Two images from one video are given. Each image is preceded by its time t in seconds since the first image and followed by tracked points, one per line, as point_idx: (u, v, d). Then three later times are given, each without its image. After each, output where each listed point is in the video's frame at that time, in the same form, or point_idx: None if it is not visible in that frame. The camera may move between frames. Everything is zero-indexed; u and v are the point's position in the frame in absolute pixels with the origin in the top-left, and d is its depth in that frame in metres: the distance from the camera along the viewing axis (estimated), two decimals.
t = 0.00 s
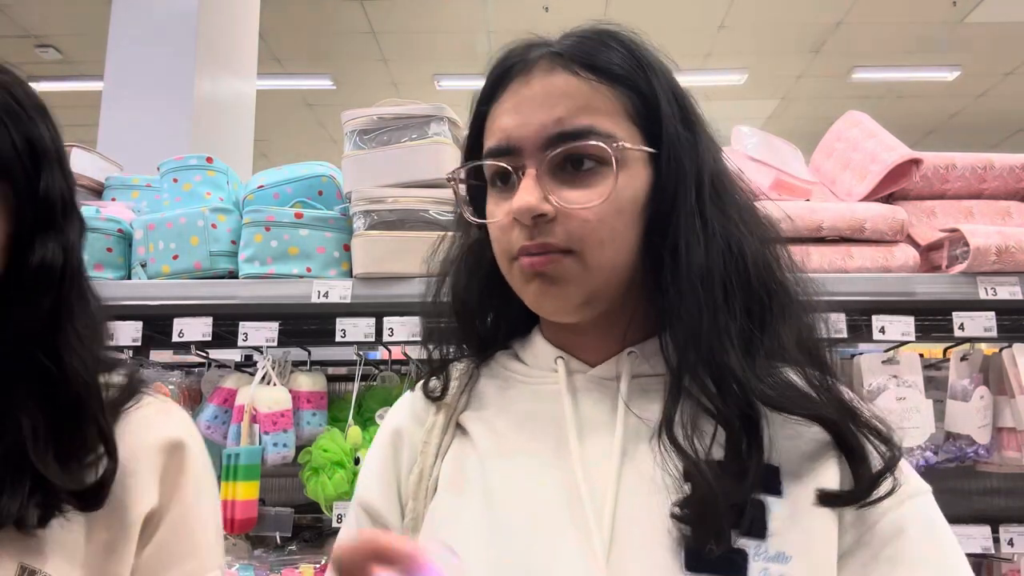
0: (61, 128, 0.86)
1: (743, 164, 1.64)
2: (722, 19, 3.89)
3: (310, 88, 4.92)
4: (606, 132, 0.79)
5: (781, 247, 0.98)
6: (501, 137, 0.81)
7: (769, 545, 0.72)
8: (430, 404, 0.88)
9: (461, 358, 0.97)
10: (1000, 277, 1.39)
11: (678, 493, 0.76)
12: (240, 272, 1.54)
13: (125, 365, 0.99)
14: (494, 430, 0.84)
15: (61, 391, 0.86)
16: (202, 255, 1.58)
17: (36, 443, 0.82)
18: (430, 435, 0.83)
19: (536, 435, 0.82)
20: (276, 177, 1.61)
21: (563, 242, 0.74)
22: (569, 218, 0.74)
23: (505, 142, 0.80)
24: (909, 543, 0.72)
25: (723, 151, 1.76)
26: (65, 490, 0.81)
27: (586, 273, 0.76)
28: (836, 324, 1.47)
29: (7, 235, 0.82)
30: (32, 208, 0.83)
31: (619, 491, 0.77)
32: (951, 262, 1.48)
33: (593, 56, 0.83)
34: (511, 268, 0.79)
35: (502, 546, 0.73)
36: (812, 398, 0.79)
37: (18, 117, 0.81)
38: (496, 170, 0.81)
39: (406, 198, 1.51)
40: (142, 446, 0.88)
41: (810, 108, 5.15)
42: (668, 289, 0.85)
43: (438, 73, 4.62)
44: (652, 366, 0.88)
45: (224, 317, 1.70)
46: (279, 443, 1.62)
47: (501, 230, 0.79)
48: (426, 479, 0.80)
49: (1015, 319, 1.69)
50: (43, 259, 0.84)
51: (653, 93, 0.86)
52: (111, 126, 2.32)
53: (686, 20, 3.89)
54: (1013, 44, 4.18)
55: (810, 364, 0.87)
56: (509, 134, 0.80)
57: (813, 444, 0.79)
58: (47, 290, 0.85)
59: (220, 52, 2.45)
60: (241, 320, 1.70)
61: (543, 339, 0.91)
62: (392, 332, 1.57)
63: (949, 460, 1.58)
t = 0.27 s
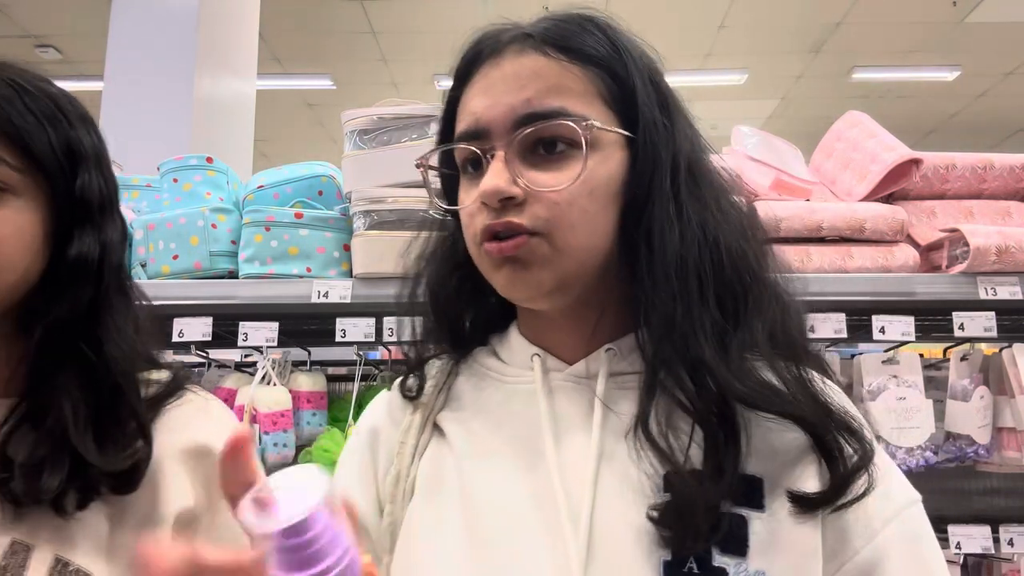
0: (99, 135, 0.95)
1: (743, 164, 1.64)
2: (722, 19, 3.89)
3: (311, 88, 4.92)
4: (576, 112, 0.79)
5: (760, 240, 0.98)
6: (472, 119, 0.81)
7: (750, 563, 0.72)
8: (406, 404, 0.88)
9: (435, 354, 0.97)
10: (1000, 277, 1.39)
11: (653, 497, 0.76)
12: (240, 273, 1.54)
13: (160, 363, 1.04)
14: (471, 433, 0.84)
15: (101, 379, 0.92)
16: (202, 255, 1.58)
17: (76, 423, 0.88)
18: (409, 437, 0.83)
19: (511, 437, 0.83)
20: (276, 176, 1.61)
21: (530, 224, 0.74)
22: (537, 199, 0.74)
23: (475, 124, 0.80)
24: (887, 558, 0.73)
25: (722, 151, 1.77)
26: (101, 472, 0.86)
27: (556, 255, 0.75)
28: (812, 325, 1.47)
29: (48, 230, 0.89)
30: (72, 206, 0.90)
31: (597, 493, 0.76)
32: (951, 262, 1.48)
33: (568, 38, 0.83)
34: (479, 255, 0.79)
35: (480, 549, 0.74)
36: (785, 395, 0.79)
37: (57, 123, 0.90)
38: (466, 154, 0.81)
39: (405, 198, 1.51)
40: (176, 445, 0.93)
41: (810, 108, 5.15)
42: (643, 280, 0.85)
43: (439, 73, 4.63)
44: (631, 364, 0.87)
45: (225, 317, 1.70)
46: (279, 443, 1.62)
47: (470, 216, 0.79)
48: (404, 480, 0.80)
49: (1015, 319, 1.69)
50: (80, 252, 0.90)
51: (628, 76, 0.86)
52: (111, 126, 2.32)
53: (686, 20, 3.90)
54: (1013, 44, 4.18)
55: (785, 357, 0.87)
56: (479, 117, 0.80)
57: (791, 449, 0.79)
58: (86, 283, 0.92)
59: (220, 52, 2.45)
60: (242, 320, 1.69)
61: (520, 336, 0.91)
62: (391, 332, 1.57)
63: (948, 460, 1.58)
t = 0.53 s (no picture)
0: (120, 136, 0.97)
1: (743, 164, 1.64)
2: (722, 19, 3.89)
3: (311, 88, 4.92)
4: (556, 95, 0.79)
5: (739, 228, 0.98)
6: (451, 102, 0.81)
7: (733, 565, 0.72)
8: (372, 406, 0.87)
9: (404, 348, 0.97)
10: (1001, 277, 1.39)
11: (631, 497, 0.75)
12: (240, 273, 1.54)
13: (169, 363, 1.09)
14: (443, 433, 0.83)
15: (126, 379, 0.96)
16: (202, 255, 1.58)
17: (105, 424, 0.92)
18: (376, 444, 0.82)
19: (477, 437, 0.82)
20: (276, 177, 1.61)
21: (509, 209, 0.74)
22: (516, 183, 0.74)
23: (451, 108, 0.81)
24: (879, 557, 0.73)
25: (721, 150, 1.77)
26: (129, 473, 0.91)
27: (534, 241, 0.74)
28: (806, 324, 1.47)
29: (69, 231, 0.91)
30: (91, 206, 0.93)
31: (575, 494, 0.77)
32: (951, 262, 1.48)
33: (550, 21, 0.83)
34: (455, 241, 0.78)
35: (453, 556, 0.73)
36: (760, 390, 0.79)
37: (76, 124, 0.92)
38: (445, 139, 0.82)
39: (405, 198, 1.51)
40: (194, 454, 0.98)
41: (810, 109, 5.16)
42: (619, 270, 0.84)
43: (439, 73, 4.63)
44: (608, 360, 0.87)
45: (225, 317, 1.70)
46: (279, 443, 1.62)
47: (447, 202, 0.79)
48: (373, 490, 0.79)
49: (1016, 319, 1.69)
50: (102, 253, 0.93)
51: (611, 60, 0.86)
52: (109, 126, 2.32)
53: (687, 20, 3.90)
54: (1013, 44, 4.18)
55: (764, 349, 0.87)
56: (456, 100, 0.80)
57: (772, 443, 0.79)
58: (108, 283, 0.95)
59: (219, 51, 2.45)
60: (241, 320, 1.70)
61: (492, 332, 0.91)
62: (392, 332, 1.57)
63: (949, 459, 1.58)
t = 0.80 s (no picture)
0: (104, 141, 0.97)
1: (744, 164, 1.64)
2: (722, 19, 3.89)
3: (311, 88, 4.92)
4: (576, 90, 0.79)
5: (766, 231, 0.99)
6: (469, 98, 0.81)
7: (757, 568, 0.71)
8: (383, 398, 0.85)
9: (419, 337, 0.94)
10: (1000, 277, 1.39)
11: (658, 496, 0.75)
12: (240, 273, 1.54)
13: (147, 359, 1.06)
14: (458, 424, 0.82)
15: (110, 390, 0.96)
16: (202, 255, 1.58)
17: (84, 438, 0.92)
18: (384, 436, 0.80)
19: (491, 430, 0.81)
20: (276, 177, 1.61)
21: (531, 205, 0.73)
22: (536, 178, 0.74)
23: (471, 104, 0.81)
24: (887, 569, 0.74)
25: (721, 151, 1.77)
26: (109, 487, 0.91)
27: (556, 236, 0.74)
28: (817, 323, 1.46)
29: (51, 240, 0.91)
30: (76, 215, 0.93)
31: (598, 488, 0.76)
32: (951, 262, 1.48)
33: (569, 17, 0.83)
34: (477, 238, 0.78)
35: (466, 548, 0.71)
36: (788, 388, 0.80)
37: (61, 131, 0.93)
38: (464, 135, 0.81)
39: (406, 198, 1.51)
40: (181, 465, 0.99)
41: (810, 109, 5.15)
42: (645, 270, 0.86)
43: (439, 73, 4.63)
44: (628, 358, 0.87)
45: (225, 317, 1.71)
46: (279, 443, 1.61)
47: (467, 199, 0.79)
48: (381, 483, 0.78)
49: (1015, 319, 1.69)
50: (85, 264, 0.92)
51: (631, 57, 0.86)
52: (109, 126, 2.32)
53: (686, 20, 3.90)
54: (1013, 44, 4.18)
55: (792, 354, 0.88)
56: (476, 96, 0.80)
57: (798, 447, 0.80)
58: (93, 294, 0.94)
59: (220, 50, 2.45)
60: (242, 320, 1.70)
61: (509, 326, 0.89)
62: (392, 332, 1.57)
63: (949, 460, 1.58)
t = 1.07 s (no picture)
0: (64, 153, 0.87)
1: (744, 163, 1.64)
2: (722, 19, 3.89)
3: (311, 88, 4.92)
4: (617, 98, 0.79)
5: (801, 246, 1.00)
6: (511, 103, 0.80)
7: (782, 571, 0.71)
8: (412, 383, 0.82)
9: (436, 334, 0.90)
10: (1000, 277, 1.39)
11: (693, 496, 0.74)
12: (240, 273, 1.54)
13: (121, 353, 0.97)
14: (490, 416, 0.79)
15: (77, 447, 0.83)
16: (202, 255, 1.58)
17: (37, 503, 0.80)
18: (416, 421, 0.77)
19: (524, 423, 0.79)
20: (276, 176, 1.61)
21: (570, 209, 0.73)
22: (577, 183, 0.73)
23: (511, 108, 0.80)
24: None
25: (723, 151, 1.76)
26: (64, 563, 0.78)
27: (595, 240, 0.74)
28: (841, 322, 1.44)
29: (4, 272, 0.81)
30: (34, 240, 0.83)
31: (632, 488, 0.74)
32: (951, 262, 1.48)
33: (609, 26, 0.83)
34: (513, 240, 0.77)
35: (496, 539, 0.69)
36: (824, 400, 0.82)
37: (11, 145, 0.82)
38: (502, 139, 0.81)
39: (406, 198, 1.51)
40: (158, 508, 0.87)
41: (810, 108, 5.15)
42: (687, 274, 0.86)
43: (438, 73, 4.62)
44: (661, 362, 0.85)
45: (224, 317, 1.70)
46: (279, 443, 1.61)
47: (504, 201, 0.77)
48: (412, 467, 0.75)
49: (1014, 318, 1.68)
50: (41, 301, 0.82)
51: (669, 67, 0.87)
52: (110, 127, 2.32)
53: (686, 20, 3.89)
54: (1013, 44, 4.18)
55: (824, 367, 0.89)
56: (517, 101, 0.80)
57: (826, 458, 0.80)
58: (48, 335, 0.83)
59: (221, 50, 2.45)
60: (241, 320, 1.69)
61: (537, 323, 0.87)
62: (392, 332, 1.58)
63: (949, 460, 1.58)
